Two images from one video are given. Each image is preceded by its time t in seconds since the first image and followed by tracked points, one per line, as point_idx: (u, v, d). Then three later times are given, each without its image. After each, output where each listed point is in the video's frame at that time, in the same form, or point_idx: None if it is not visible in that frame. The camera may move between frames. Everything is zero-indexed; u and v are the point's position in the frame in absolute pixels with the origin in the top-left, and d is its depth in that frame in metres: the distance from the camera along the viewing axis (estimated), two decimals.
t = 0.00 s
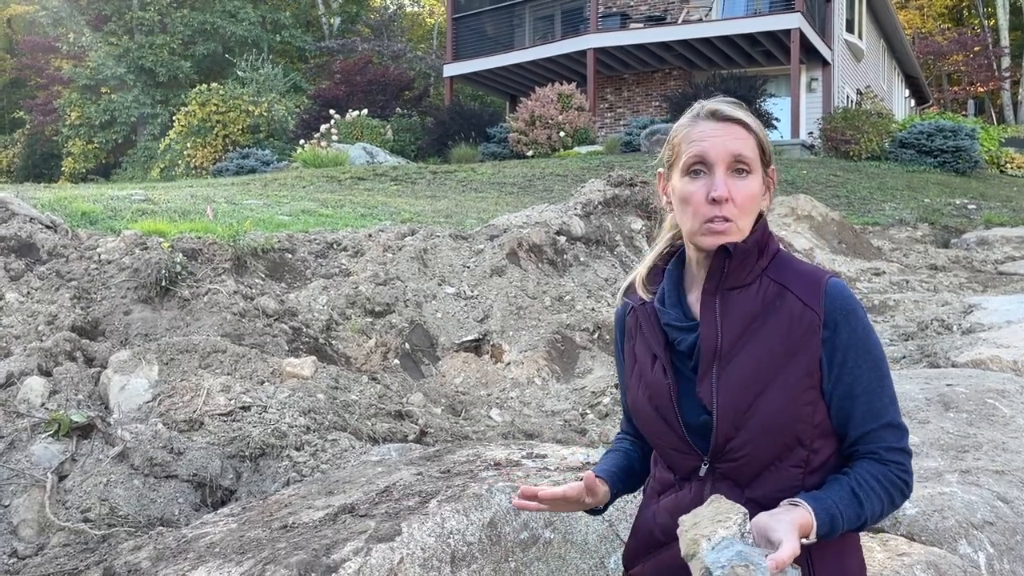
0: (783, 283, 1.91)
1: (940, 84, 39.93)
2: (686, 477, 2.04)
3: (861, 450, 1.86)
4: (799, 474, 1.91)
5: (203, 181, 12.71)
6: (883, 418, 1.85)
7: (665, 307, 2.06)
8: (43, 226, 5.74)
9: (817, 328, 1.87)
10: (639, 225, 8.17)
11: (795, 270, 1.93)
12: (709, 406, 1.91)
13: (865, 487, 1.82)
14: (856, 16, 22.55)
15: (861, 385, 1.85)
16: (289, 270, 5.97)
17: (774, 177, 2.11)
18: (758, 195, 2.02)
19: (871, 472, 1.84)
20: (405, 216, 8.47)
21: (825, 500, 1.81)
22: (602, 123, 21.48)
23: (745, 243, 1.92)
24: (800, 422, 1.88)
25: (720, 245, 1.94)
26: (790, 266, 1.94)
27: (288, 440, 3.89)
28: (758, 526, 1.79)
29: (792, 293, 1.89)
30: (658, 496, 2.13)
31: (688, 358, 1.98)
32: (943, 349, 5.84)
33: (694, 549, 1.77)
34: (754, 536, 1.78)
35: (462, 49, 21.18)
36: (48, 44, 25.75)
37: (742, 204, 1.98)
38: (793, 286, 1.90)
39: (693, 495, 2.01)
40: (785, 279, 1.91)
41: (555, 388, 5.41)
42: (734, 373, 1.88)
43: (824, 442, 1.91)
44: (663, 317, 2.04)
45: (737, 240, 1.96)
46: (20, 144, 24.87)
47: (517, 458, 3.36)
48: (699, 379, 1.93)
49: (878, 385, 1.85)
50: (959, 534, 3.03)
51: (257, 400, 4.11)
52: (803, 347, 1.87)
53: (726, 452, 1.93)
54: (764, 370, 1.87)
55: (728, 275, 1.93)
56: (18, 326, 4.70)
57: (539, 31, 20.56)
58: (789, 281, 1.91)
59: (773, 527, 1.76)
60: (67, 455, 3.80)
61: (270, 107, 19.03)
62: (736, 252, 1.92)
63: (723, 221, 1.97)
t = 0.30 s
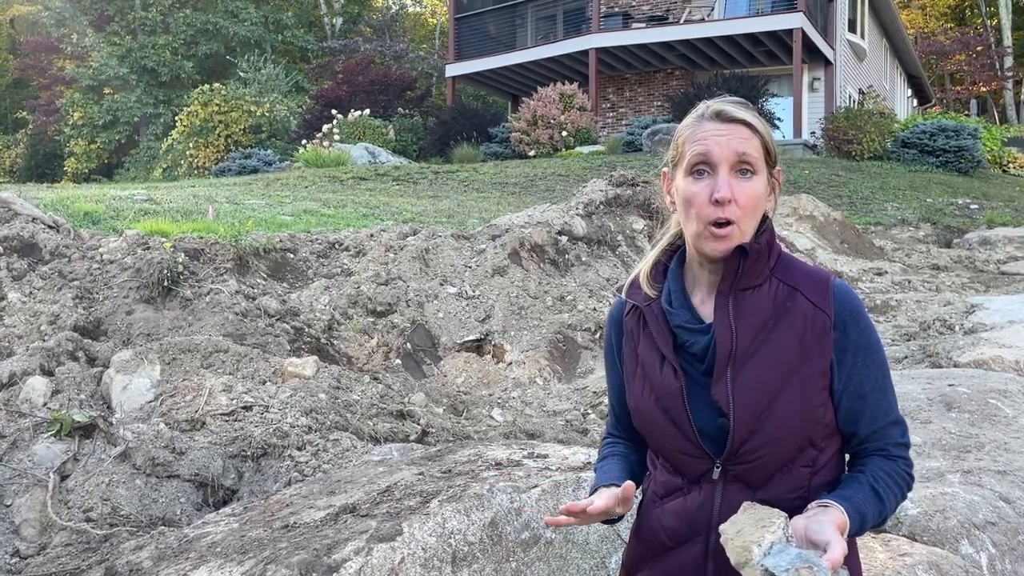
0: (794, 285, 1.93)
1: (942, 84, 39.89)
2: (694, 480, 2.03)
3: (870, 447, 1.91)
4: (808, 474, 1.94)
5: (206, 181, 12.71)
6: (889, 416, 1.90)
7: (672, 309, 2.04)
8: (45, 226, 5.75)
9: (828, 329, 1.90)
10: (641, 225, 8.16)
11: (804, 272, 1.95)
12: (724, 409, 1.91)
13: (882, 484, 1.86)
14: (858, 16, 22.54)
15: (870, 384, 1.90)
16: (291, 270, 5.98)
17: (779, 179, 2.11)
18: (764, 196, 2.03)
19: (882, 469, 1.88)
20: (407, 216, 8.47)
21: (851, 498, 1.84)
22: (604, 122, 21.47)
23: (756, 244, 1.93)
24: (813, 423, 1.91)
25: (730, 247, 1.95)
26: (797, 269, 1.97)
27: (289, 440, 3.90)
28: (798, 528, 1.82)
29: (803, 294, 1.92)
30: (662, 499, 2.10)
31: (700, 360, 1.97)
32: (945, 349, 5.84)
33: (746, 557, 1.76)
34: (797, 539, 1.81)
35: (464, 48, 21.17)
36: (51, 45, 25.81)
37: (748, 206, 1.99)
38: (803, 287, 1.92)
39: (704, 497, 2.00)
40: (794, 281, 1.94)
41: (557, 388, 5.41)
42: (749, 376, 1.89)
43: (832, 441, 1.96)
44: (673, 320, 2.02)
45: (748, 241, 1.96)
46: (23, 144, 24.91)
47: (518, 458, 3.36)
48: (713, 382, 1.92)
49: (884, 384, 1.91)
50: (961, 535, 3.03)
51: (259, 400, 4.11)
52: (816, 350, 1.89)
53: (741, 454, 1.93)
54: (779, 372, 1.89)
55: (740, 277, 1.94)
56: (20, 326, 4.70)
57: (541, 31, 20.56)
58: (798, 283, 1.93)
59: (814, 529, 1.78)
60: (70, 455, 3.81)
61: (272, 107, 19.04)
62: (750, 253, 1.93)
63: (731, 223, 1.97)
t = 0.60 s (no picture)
0: (797, 286, 1.93)
1: (945, 84, 39.85)
2: (695, 481, 2.03)
3: (873, 448, 1.91)
4: (809, 475, 1.94)
5: (209, 182, 12.71)
6: (892, 416, 1.90)
7: (675, 309, 2.04)
8: (48, 226, 5.75)
9: (831, 329, 1.90)
10: (643, 225, 8.16)
11: (807, 272, 1.95)
12: (726, 410, 1.91)
13: (884, 485, 1.87)
14: (861, 15, 22.53)
15: (874, 384, 1.90)
16: (293, 270, 5.99)
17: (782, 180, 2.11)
18: (765, 197, 2.02)
19: (885, 470, 1.88)
20: (409, 216, 8.48)
21: (852, 500, 1.84)
22: (606, 123, 21.47)
23: (759, 245, 1.94)
24: (814, 424, 1.91)
25: (733, 247, 1.95)
26: (799, 269, 1.97)
27: (291, 440, 3.91)
28: (799, 532, 1.83)
29: (805, 295, 1.91)
30: (663, 501, 2.10)
31: (702, 360, 1.97)
32: (948, 349, 5.84)
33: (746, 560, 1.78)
34: (799, 543, 1.82)
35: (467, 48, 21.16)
36: (54, 45, 25.86)
37: (748, 205, 1.98)
38: (806, 288, 1.92)
39: (705, 498, 2.00)
40: (796, 282, 1.94)
41: (559, 389, 5.41)
42: (753, 376, 1.89)
43: (834, 441, 1.96)
44: (675, 320, 2.02)
45: (750, 242, 1.96)
46: (26, 144, 24.95)
47: (519, 459, 3.35)
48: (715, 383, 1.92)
49: (887, 385, 1.91)
50: (963, 535, 3.03)
51: (261, 400, 4.11)
52: (819, 350, 1.89)
53: (741, 455, 1.93)
54: (782, 372, 1.89)
55: (743, 277, 1.94)
56: (23, 326, 4.71)
57: (544, 31, 20.56)
58: (800, 283, 1.93)
59: (815, 533, 1.79)
60: (72, 455, 3.81)
61: (275, 107, 19.04)
62: (751, 254, 1.93)
63: (730, 222, 1.97)
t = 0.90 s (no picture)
0: (798, 290, 1.93)
1: (948, 85, 39.83)
2: (693, 481, 2.04)
3: (876, 457, 1.90)
4: (804, 481, 1.94)
5: (212, 183, 12.74)
6: (897, 426, 1.89)
7: (675, 309, 2.06)
8: (50, 227, 5.76)
9: (832, 336, 1.89)
10: (645, 226, 8.16)
11: (809, 276, 1.95)
12: (721, 412, 1.92)
13: (884, 496, 1.85)
14: (863, 16, 22.52)
15: (877, 394, 1.89)
16: (295, 271, 6.00)
17: (770, 172, 2.02)
18: (729, 194, 1.98)
19: (886, 479, 1.87)
20: (411, 217, 8.50)
21: (846, 508, 1.83)
22: (608, 124, 21.47)
23: (759, 247, 1.93)
24: (813, 430, 1.90)
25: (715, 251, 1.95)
26: (803, 272, 1.96)
27: (293, 442, 3.91)
28: (784, 534, 1.82)
29: (809, 300, 1.91)
30: (663, 497, 2.11)
31: (699, 362, 1.98)
32: (950, 351, 5.84)
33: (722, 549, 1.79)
34: (781, 543, 1.81)
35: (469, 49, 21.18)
36: (56, 47, 25.92)
37: (702, 207, 1.98)
38: (810, 293, 1.92)
39: (699, 497, 2.02)
40: (801, 286, 1.93)
41: (561, 390, 5.41)
42: (747, 379, 1.90)
43: (834, 446, 1.95)
44: (675, 320, 2.04)
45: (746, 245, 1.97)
46: (28, 145, 25.02)
47: (521, 460, 3.36)
48: (711, 385, 1.93)
49: (893, 394, 1.90)
50: (965, 537, 3.03)
51: (263, 402, 4.11)
52: (819, 355, 1.89)
53: (737, 457, 1.94)
54: (778, 377, 1.89)
55: (743, 280, 1.94)
56: (26, 326, 4.73)
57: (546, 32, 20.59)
58: (805, 287, 1.93)
59: (800, 537, 1.79)
60: (74, 456, 3.82)
61: (277, 109, 19.07)
62: (749, 257, 1.93)
63: (688, 224, 2.00)
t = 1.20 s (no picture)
0: (800, 291, 1.93)
1: (949, 87, 39.82)
2: (694, 481, 2.05)
3: (892, 460, 1.84)
4: (805, 482, 1.93)
5: (213, 185, 12.73)
6: (909, 427, 1.85)
7: (678, 309, 2.08)
8: (51, 229, 5.76)
9: (834, 336, 1.87)
10: (646, 228, 8.17)
11: (811, 278, 1.95)
12: (720, 412, 1.93)
13: (906, 497, 1.77)
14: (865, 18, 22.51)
15: (885, 395, 1.86)
16: (296, 273, 6.00)
17: (764, 174, 2.01)
18: (720, 200, 1.99)
19: (905, 480, 1.80)
20: (412, 219, 8.51)
21: (870, 510, 1.75)
22: (610, 126, 21.48)
23: (761, 248, 1.94)
24: (814, 430, 1.89)
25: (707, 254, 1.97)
26: (808, 274, 1.96)
27: (294, 443, 3.91)
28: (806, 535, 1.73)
29: (811, 301, 1.91)
30: (665, 498, 2.13)
31: (701, 362, 1.99)
32: (952, 354, 5.83)
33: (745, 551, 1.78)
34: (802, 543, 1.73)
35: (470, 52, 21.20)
36: (58, 49, 25.94)
37: (694, 211, 2.00)
38: (812, 294, 1.92)
39: (699, 497, 2.02)
40: (803, 286, 1.93)
41: (562, 392, 5.40)
42: (748, 380, 1.91)
43: (838, 449, 1.93)
44: (677, 320, 2.05)
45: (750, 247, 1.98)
46: (30, 147, 25.08)
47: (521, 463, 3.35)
48: (712, 386, 1.95)
49: (900, 395, 1.86)
50: (967, 540, 3.02)
51: (264, 404, 4.11)
52: (820, 356, 1.88)
53: (736, 456, 1.94)
54: (779, 376, 1.89)
55: (745, 281, 1.95)
56: (27, 329, 4.73)
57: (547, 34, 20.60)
58: (808, 288, 1.93)
59: (822, 536, 1.70)
60: (75, 458, 3.82)
61: (279, 111, 19.08)
62: (751, 258, 1.94)
63: (683, 230, 2.02)
